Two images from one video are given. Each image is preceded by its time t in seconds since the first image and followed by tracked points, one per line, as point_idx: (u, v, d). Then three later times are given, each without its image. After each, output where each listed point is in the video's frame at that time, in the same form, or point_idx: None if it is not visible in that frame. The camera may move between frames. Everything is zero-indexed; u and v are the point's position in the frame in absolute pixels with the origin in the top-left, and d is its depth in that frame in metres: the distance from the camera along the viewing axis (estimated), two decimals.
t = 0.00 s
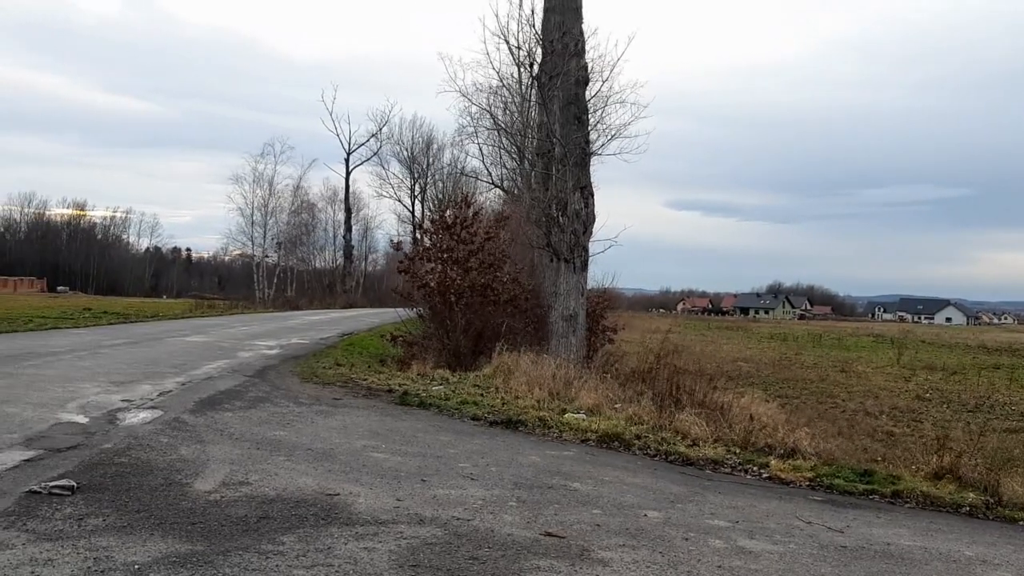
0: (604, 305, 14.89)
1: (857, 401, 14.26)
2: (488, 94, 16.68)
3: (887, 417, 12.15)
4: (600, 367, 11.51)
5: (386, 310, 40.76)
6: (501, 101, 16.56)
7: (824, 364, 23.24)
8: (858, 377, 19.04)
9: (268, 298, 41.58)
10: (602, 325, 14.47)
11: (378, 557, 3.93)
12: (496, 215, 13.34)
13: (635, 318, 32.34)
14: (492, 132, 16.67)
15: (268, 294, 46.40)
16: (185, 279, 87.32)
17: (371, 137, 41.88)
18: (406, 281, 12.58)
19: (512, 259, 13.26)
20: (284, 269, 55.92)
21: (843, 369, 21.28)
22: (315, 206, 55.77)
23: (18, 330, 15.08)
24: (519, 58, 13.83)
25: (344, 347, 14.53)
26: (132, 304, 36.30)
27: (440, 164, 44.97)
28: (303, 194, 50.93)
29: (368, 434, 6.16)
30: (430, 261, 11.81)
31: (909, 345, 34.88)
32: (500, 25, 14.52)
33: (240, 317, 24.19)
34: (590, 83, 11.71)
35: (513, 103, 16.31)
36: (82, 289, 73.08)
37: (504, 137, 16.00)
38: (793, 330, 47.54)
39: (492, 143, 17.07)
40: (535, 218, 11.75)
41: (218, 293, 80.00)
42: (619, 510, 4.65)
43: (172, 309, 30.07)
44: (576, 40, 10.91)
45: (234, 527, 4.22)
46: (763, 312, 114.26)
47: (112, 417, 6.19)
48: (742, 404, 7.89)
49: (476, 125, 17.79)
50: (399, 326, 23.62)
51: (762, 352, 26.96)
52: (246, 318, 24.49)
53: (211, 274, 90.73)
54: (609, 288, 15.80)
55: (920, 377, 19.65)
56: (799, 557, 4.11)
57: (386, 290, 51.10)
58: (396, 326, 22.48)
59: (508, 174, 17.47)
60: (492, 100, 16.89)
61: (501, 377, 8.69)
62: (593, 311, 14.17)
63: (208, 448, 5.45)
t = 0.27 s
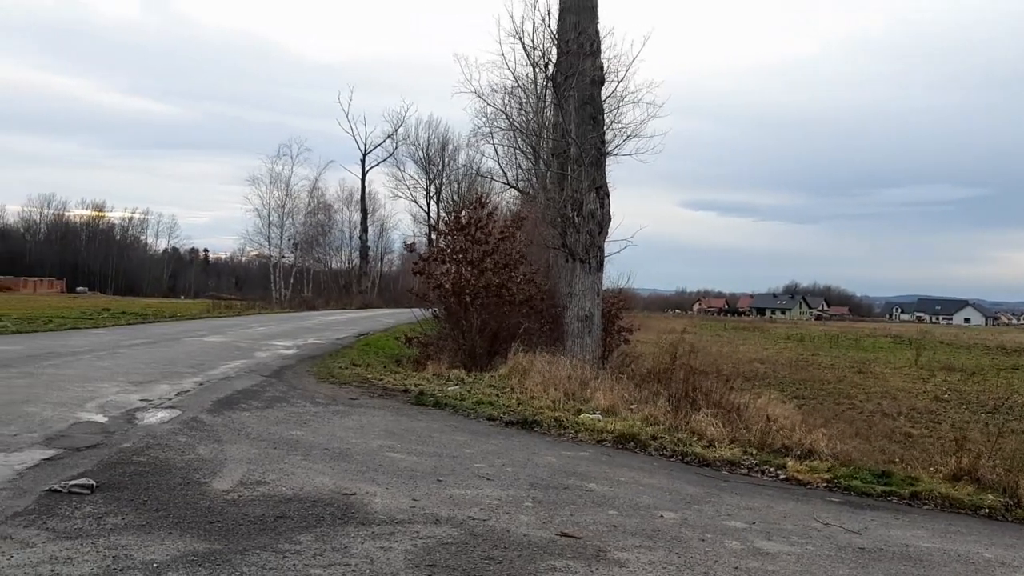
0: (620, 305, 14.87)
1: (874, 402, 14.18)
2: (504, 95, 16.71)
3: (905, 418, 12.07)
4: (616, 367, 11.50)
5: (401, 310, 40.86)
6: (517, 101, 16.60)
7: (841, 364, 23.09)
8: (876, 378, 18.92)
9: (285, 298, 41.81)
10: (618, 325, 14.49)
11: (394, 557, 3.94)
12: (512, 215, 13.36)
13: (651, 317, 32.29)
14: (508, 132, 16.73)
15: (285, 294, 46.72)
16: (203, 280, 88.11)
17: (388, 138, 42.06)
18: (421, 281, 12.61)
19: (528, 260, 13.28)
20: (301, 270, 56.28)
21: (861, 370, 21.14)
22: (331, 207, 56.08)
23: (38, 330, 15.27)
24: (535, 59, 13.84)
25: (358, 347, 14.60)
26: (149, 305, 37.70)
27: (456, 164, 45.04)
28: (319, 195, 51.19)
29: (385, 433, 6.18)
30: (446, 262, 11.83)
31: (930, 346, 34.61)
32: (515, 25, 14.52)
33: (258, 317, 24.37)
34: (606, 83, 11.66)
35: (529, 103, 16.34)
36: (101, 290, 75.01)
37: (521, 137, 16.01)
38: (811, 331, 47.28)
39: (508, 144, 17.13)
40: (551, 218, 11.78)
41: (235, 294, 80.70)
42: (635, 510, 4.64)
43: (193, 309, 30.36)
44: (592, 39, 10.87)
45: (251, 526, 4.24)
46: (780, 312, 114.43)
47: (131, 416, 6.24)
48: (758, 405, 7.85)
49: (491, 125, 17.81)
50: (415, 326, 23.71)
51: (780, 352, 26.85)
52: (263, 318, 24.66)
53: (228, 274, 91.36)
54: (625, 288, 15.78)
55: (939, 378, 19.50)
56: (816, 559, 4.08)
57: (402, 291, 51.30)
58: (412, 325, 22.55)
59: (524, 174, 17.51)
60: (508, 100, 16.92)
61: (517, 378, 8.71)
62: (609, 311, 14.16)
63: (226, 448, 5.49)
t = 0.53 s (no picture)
0: (639, 306, 14.84)
1: (895, 403, 14.07)
2: (523, 95, 16.76)
3: (928, 420, 11.98)
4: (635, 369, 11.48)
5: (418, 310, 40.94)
6: (535, 101, 16.64)
7: (861, 366, 22.93)
8: (898, 379, 18.75)
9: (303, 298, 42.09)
10: (637, 325, 14.48)
11: (414, 557, 3.95)
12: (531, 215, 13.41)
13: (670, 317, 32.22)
14: (527, 132, 16.77)
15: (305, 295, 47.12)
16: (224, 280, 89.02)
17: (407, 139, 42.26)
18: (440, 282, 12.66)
19: (546, 260, 13.32)
20: (320, 271, 56.69)
21: (882, 371, 21.00)
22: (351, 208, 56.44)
23: (62, 330, 15.51)
24: (554, 59, 13.87)
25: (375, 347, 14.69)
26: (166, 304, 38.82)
27: (475, 165, 45.13)
28: (337, 196, 51.48)
29: (404, 433, 6.20)
30: (464, 263, 11.88)
31: (956, 347, 34.27)
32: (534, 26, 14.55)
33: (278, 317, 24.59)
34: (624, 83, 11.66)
35: (547, 104, 16.37)
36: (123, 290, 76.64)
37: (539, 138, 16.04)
38: (833, 332, 46.99)
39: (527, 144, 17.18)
40: (569, 219, 11.82)
41: (255, 293, 81.52)
42: (655, 511, 4.63)
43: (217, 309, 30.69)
44: (610, 40, 10.88)
45: (272, 525, 4.27)
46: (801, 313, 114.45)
47: (153, 415, 6.31)
48: (779, 406, 7.83)
49: (509, 126, 17.85)
50: (434, 326, 23.81)
51: (802, 354, 26.70)
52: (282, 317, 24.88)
53: (248, 274, 92.12)
54: (645, 289, 15.75)
55: (962, 380, 19.28)
56: (838, 561, 4.06)
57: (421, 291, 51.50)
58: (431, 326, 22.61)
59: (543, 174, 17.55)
60: (526, 100, 16.96)
61: (535, 378, 8.73)
62: (628, 312, 14.18)
63: (247, 447, 5.53)
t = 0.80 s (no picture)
0: (661, 307, 14.80)
1: (921, 406, 13.93)
2: (545, 97, 16.80)
3: (954, 422, 11.86)
4: (657, 370, 11.44)
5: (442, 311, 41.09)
6: (557, 103, 16.66)
7: (885, 368, 22.74)
8: (923, 382, 18.55)
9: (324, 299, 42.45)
10: (660, 327, 14.45)
11: (438, 557, 3.97)
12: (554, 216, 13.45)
13: (694, 318, 32.19)
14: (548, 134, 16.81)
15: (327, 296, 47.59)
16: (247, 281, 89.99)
17: (429, 141, 42.55)
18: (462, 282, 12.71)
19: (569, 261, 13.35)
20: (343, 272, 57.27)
21: (907, 373, 20.78)
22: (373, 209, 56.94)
23: (91, 331, 15.84)
24: (576, 60, 13.87)
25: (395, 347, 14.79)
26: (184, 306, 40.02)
27: (497, 167, 45.30)
28: (359, 197, 51.90)
29: (427, 434, 6.24)
30: (486, 263, 11.95)
31: (985, 349, 33.93)
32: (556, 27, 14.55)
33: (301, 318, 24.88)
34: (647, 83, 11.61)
35: (570, 105, 16.38)
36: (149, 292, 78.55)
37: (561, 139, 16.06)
38: (858, 334, 46.67)
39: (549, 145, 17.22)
40: (592, 219, 11.83)
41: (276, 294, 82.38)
42: (678, 513, 4.62)
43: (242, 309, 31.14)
44: (632, 40, 10.86)
45: (297, 525, 4.30)
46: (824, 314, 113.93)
47: (180, 415, 6.39)
48: (803, 409, 7.79)
49: (531, 128, 17.90)
50: (456, 327, 23.95)
51: (825, 355, 26.54)
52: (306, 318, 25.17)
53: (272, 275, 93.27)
54: (668, 290, 15.71)
55: (990, 382, 19.06)
56: (863, 564, 4.02)
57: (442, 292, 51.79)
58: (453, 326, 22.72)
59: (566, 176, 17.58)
60: (549, 102, 16.99)
61: (557, 379, 8.75)
62: (651, 313, 14.17)
63: (271, 447, 5.58)
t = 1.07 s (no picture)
0: (682, 307, 14.77)
1: (943, 407, 13.84)
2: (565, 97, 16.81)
3: (978, 424, 11.78)
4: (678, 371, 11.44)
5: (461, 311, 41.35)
6: (578, 103, 16.66)
7: (908, 368, 22.63)
8: (945, 383, 18.42)
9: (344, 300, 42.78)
10: (680, 327, 14.46)
11: (458, 557, 3.98)
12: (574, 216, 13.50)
13: (714, 319, 32.18)
14: (567, 134, 16.84)
15: (348, 296, 48.06)
16: (267, 282, 90.76)
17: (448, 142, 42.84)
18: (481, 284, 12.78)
19: (588, 262, 13.38)
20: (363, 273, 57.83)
21: (930, 375, 20.60)
22: (392, 210, 57.39)
23: (115, 332, 16.11)
24: (596, 61, 13.83)
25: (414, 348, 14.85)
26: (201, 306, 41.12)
27: (517, 168, 45.47)
28: (377, 197, 52.32)
29: (447, 435, 6.28)
30: (506, 264, 11.99)
31: (1012, 351, 33.67)
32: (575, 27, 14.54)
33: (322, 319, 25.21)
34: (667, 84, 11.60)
35: (590, 105, 16.40)
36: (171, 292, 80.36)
37: (580, 139, 16.06)
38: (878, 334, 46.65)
39: (569, 145, 17.30)
40: (613, 220, 11.87)
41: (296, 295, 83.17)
42: (699, 515, 4.61)
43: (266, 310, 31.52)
44: (653, 40, 10.80)
45: (318, 524, 4.33)
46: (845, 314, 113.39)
47: (203, 415, 6.45)
48: (825, 410, 7.80)
49: (550, 128, 17.88)
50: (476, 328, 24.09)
51: (847, 356, 26.39)
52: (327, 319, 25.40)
53: (293, 276, 94.34)
54: (688, 290, 15.68)
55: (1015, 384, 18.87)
56: (886, 566, 4.00)
57: (462, 293, 52.14)
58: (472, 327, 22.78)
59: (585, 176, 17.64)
60: (569, 102, 16.99)
61: (576, 381, 8.82)
62: (671, 314, 14.17)
63: (293, 447, 5.62)
